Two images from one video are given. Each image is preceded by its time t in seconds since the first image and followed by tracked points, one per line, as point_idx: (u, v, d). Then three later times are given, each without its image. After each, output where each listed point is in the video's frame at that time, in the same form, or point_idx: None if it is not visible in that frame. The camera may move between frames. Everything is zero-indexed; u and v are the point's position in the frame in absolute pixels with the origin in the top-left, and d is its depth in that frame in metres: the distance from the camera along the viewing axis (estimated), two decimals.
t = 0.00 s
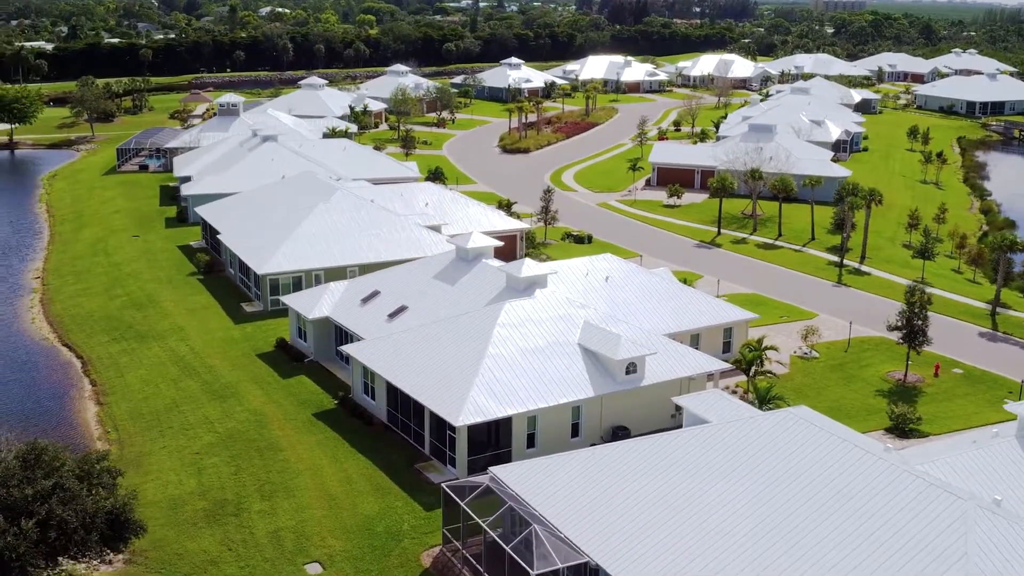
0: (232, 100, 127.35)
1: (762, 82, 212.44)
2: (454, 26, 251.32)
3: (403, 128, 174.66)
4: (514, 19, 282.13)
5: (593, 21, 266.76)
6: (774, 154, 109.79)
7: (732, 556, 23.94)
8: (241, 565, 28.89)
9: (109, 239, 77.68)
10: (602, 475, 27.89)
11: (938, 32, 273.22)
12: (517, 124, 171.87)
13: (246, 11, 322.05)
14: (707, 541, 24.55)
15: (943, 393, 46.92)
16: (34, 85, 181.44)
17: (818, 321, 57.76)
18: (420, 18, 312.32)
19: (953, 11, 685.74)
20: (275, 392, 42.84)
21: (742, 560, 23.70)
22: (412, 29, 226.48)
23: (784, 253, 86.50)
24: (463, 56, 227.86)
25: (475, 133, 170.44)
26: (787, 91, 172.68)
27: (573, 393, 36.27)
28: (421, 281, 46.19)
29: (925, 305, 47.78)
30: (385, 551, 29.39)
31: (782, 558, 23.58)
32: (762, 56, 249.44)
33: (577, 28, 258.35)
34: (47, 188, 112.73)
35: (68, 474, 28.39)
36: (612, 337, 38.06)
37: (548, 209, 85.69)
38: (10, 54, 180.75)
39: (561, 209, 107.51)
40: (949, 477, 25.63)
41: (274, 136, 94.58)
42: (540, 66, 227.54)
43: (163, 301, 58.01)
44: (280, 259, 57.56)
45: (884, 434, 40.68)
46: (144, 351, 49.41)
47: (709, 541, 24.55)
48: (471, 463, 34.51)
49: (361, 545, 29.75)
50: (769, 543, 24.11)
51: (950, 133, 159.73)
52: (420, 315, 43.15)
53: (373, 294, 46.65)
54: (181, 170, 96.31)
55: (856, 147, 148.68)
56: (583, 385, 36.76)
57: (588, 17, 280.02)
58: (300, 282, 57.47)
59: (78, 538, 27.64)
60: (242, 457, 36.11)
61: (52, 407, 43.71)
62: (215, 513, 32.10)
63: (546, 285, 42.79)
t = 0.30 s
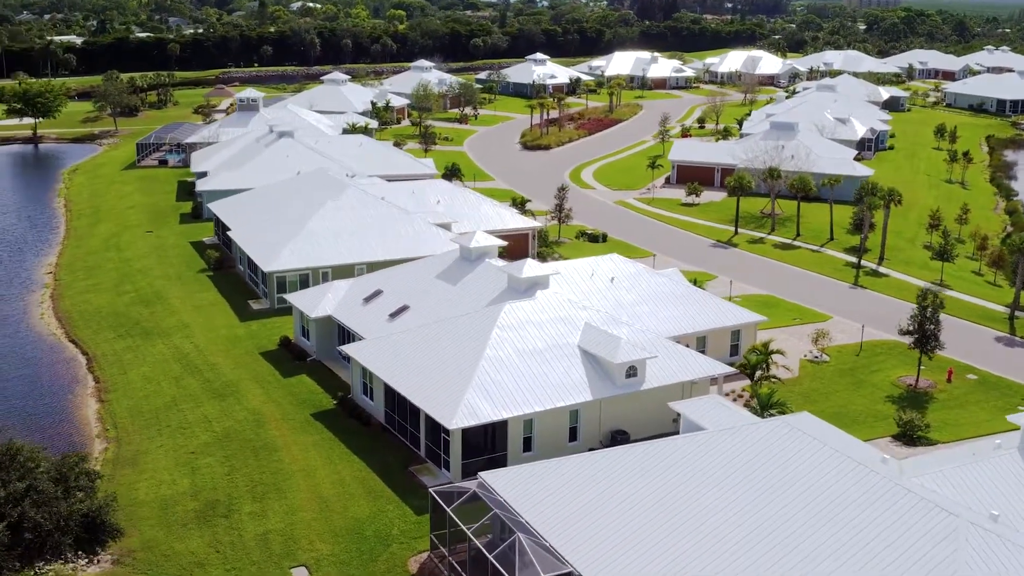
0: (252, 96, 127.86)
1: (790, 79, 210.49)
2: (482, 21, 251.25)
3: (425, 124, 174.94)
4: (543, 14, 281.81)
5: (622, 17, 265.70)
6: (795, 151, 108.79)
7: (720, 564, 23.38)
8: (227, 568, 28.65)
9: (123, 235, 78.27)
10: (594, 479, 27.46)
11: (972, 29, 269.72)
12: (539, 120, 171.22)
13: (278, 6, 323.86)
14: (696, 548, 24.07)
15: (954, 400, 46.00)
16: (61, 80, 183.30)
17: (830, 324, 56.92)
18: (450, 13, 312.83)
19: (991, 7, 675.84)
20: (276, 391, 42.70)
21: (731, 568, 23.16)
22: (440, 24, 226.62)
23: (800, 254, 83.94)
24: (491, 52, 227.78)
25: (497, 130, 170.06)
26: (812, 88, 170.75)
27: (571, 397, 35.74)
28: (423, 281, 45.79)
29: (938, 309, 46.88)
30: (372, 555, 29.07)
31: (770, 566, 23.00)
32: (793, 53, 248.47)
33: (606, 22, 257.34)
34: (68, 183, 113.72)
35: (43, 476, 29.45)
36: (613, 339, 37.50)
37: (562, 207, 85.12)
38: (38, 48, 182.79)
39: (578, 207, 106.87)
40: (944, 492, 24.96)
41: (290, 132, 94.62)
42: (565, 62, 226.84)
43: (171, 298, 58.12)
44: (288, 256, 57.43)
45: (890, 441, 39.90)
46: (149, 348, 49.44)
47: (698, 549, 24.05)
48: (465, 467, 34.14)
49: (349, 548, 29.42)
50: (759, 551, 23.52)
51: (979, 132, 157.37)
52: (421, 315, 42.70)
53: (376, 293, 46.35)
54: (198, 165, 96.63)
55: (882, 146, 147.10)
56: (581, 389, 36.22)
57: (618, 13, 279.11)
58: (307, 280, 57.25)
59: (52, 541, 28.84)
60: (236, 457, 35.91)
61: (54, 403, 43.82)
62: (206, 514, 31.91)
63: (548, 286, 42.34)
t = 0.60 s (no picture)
0: (272, 91, 128.12)
1: (818, 76, 207.91)
2: (510, 17, 250.66)
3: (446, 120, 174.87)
4: (572, 9, 280.75)
5: (650, 12, 263.94)
6: (816, 151, 106.55)
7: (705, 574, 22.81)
8: (211, 570, 28.46)
9: (137, 230, 78.56)
10: (583, 484, 26.91)
11: (1006, 27, 265.39)
12: (561, 117, 170.32)
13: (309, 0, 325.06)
14: (684, 556, 23.53)
15: (965, 406, 44.98)
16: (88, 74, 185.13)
17: (842, 327, 55.99)
18: (478, 8, 312.48)
19: None
20: (276, 389, 42.52)
21: None
22: (468, 19, 226.29)
23: (818, 254, 82.14)
24: (519, 47, 227.23)
25: (519, 126, 169.42)
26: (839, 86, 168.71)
27: (568, 400, 35.21)
28: (425, 280, 45.36)
29: (949, 313, 45.85)
30: (359, 559, 28.76)
31: None
32: (823, 50, 246.20)
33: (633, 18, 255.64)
34: (88, 177, 114.46)
35: (17, 477, 29.45)
36: (613, 342, 36.91)
37: (575, 206, 84.40)
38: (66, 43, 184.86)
39: (595, 204, 105.96)
40: (937, 507, 24.27)
41: (306, 128, 94.55)
42: (592, 58, 225.72)
43: (178, 294, 58.16)
44: (295, 253, 57.25)
45: (896, 448, 39.03)
46: (153, 345, 49.45)
47: (685, 557, 23.49)
48: (459, 470, 33.72)
49: (335, 553, 29.13)
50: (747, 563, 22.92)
51: (1008, 131, 154.69)
52: (421, 314, 42.23)
53: (378, 292, 45.97)
54: (214, 160, 96.79)
55: (908, 144, 145.01)
56: (579, 391, 35.67)
57: (647, 9, 277.45)
58: (314, 278, 57.06)
59: (25, 542, 28.79)
60: (230, 457, 35.70)
61: (55, 400, 43.93)
62: (195, 514, 31.75)
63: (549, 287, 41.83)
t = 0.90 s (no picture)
0: (293, 86, 128.36)
1: (847, 72, 205.38)
2: (538, 11, 249.86)
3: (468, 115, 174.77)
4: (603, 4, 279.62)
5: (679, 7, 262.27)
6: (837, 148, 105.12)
7: None
8: (196, 571, 28.26)
9: (151, 224, 78.85)
10: (573, 487, 26.65)
11: None
12: (583, 113, 169.32)
13: None
14: (669, 564, 23.17)
15: (977, 412, 44.05)
16: (115, 67, 186.96)
17: (855, 329, 55.07)
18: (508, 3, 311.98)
19: None
20: (275, 386, 42.37)
21: None
22: (496, 14, 225.79)
23: (835, 254, 80.31)
24: (546, 42, 226.52)
25: (541, 122, 168.71)
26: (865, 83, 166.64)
27: (564, 402, 34.73)
28: (427, 278, 44.93)
29: (961, 316, 44.88)
30: (344, 562, 28.46)
31: None
32: (854, 45, 244.08)
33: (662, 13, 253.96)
34: (109, 171, 115.20)
35: None
36: (611, 343, 36.36)
37: (589, 203, 83.66)
38: (95, 35, 187.23)
39: (613, 202, 105.26)
40: (926, 521, 23.68)
41: (322, 123, 94.47)
42: (619, 53, 224.40)
43: (186, 289, 58.25)
44: (302, 249, 57.04)
45: (902, 455, 38.26)
46: (157, 339, 49.48)
47: (671, 565, 23.18)
48: (452, 472, 33.36)
49: (321, 554, 28.85)
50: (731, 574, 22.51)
51: None
52: (422, 312, 41.86)
53: (379, 290, 45.59)
54: (231, 155, 96.96)
55: (934, 141, 143.01)
56: (575, 394, 35.18)
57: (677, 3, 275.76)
58: (320, 274, 56.83)
59: None
60: (224, 455, 35.52)
61: (57, 394, 44.03)
62: (184, 513, 31.56)
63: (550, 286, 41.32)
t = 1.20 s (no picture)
0: (311, 81, 128.44)
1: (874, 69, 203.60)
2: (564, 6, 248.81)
3: (487, 110, 174.42)
4: None
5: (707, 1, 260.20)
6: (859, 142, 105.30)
7: None
8: (177, 571, 28.06)
9: (162, 219, 79.04)
10: (558, 490, 26.21)
11: None
12: (603, 108, 168.28)
13: None
14: None
15: (985, 418, 43.09)
16: (140, 60, 188.36)
17: (865, 331, 54.15)
18: None
19: None
20: (272, 384, 42.15)
21: None
22: (521, 9, 225.02)
23: (851, 254, 79.12)
24: (572, 37, 225.53)
25: (561, 117, 168.02)
26: (890, 79, 164.51)
27: (556, 404, 34.21)
28: (426, 276, 44.49)
29: (970, 320, 43.93)
30: (327, 564, 28.18)
31: None
32: (882, 41, 242.58)
33: (691, 8, 251.46)
34: (126, 165, 115.77)
35: None
36: (607, 345, 35.81)
37: (601, 200, 82.89)
38: (121, 29, 188.97)
39: (628, 199, 104.53)
40: (912, 536, 23.03)
41: (336, 118, 94.32)
42: (644, 49, 222.91)
43: (192, 285, 58.25)
44: (307, 246, 56.85)
45: (904, 462, 37.47)
46: (158, 335, 49.46)
47: None
48: (440, 475, 32.97)
49: (303, 557, 28.57)
50: None
51: None
52: (419, 311, 41.49)
53: (378, 287, 45.19)
54: (245, 149, 97.04)
55: (959, 139, 141.33)
56: (568, 396, 34.68)
57: None
58: (324, 270, 56.58)
59: None
60: (214, 454, 35.36)
61: (55, 391, 44.10)
62: (170, 512, 31.36)
63: (547, 285, 40.77)
